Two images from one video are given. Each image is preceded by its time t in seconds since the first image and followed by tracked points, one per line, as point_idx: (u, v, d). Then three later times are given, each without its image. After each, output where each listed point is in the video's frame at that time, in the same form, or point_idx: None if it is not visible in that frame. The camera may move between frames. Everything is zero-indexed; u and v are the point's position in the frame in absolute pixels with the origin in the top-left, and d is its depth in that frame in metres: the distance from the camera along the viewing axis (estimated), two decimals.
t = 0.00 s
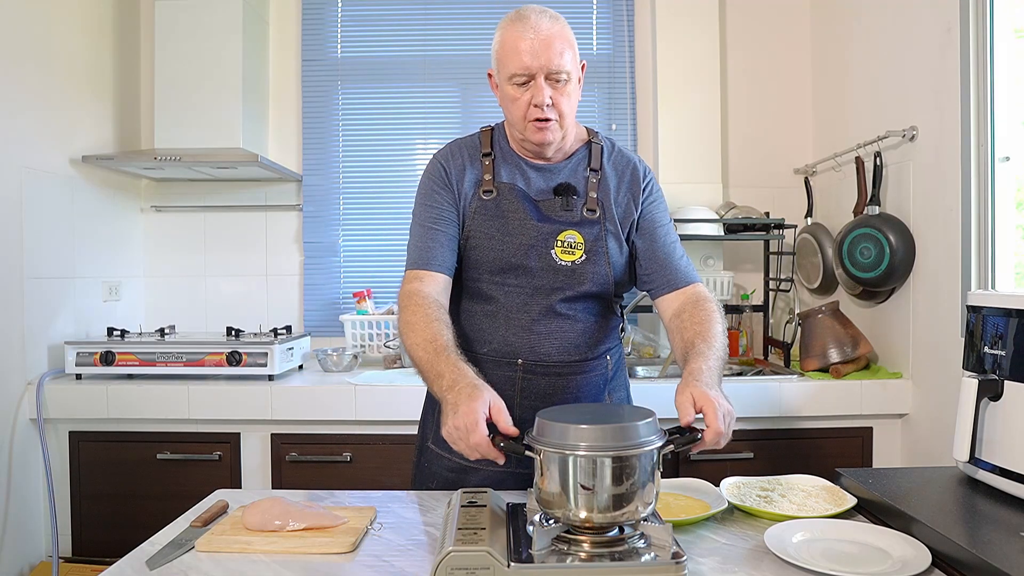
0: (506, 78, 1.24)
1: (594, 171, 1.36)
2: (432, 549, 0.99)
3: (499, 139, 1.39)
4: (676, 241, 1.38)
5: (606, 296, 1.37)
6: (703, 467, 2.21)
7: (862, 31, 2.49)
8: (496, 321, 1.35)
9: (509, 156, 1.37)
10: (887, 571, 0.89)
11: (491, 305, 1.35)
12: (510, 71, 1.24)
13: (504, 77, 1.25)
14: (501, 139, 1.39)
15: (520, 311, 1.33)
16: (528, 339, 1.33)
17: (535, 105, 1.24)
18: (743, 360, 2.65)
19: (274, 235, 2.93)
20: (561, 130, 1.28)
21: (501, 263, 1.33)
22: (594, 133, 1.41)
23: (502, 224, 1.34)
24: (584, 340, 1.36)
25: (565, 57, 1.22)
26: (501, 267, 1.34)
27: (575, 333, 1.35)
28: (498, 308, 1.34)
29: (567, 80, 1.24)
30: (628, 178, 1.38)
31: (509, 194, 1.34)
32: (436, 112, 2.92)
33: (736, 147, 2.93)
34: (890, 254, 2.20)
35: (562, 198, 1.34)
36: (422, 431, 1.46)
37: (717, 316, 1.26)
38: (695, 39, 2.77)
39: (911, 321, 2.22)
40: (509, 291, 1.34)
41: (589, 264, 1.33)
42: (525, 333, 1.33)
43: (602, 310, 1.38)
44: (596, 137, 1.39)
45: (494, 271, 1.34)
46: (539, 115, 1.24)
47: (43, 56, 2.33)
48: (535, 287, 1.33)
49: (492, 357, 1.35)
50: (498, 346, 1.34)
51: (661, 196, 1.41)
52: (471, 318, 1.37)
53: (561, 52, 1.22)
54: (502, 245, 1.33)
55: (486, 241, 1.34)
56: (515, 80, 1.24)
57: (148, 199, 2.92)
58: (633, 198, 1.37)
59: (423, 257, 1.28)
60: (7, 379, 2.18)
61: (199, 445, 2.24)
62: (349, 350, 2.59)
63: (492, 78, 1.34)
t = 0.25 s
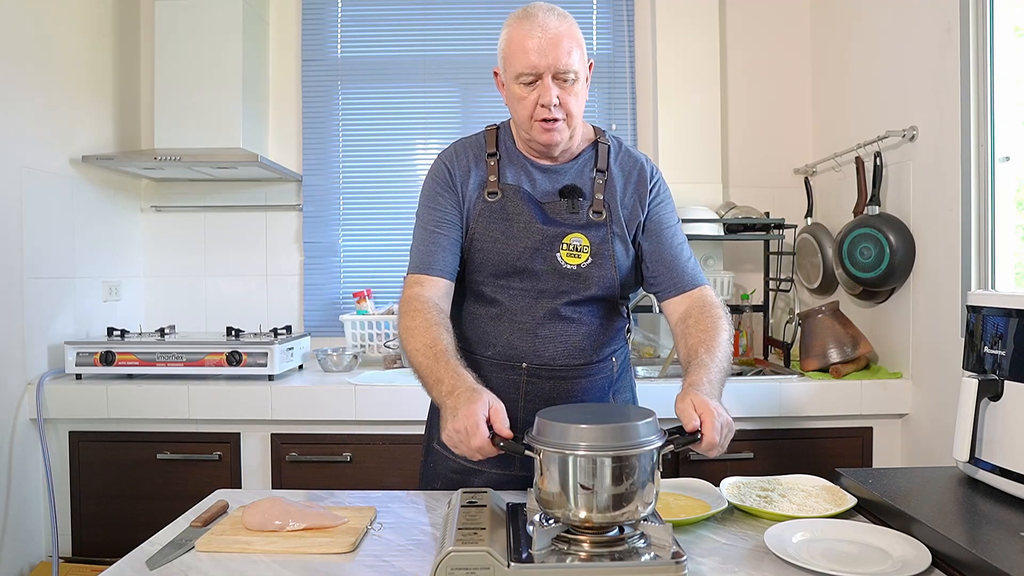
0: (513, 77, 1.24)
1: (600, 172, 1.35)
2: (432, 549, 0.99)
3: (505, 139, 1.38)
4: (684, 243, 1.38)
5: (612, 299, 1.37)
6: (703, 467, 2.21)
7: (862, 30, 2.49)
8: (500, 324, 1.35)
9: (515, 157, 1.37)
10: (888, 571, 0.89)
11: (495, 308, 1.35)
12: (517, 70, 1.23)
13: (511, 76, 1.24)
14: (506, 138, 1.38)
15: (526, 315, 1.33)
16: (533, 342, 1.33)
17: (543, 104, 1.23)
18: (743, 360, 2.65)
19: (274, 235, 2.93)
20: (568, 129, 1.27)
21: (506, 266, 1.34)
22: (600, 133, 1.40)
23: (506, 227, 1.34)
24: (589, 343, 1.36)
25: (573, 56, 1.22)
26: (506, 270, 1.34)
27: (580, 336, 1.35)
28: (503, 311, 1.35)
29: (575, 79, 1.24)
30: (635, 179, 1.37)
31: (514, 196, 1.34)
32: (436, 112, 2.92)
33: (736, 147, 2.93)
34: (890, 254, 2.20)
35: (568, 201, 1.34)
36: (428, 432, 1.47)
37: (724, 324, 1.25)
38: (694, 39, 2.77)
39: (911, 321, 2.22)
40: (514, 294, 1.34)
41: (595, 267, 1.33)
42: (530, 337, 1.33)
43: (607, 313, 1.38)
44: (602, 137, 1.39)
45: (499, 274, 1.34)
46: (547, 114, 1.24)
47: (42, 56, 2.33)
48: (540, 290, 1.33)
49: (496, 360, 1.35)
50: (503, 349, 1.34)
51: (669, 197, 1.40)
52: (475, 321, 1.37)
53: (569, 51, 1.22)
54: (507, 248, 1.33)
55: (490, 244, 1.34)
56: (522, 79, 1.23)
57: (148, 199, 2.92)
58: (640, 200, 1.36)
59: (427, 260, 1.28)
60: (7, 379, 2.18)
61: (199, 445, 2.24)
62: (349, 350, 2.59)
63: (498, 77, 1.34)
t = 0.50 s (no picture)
0: (516, 78, 1.24)
1: (603, 174, 1.35)
2: (433, 549, 0.99)
3: (506, 139, 1.38)
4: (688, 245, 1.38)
5: (614, 302, 1.37)
6: (703, 467, 2.21)
7: (862, 30, 2.49)
8: (502, 326, 1.35)
9: (517, 157, 1.36)
10: (888, 571, 0.89)
11: (497, 310, 1.35)
12: (520, 71, 1.23)
13: (513, 77, 1.25)
14: (508, 138, 1.38)
15: (528, 316, 1.33)
16: (534, 345, 1.33)
17: (545, 105, 1.23)
18: (743, 360, 2.65)
19: (274, 235, 2.93)
20: (570, 131, 1.27)
21: (508, 269, 1.33)
22: (603, 133, 1.40)
23: (508, 229, 1.33)
24: (591, 346, 1.35)
25: (576, 57, 1.22)
26: (508, 272, 1.34)
27: (582, 339, 1.34)
28: (505, 313, 1.34)
29: (578, 81, 1.24)
30: (637, 182, 1.37)
31: (516, 198, 1.34)
32: (437, 112, 2.92)
33: (736, 147, 2.93)
34: (890, 254, 2.20)
35: (570, 202, 1.34)
36: (430, 431, 1.47)
37: (727, 328, 1.25)
38: (694, 39, 2.77)
39: (911, 321, 2.22)
40: (516, 296, 1.34)
41: (597, 270, 1.32)
42: (532, 339, 1.33)
43: (609, 315, 1.38)
44: (605, 138, 1.39)
45: (500, 276, 1.34)
46: (549, 116, 1.24)
47: (42, 56, 2.33)
48: (542, 292, 1.33)
49: (498, 362, 1.35)
50: (505, 351, 1.34)
51: (671, 200, 1.40)
52: (476, 322, 1.37)
53: (572, 52, 1.22)
54: (509, 250, 1.33)
55: (491, 246, 1.34)
56: (525, 80, 1.24)
57: (148, 199, 2.92)
58: (642, 202, 1.36)
59: (428, 262, 1.28)
60: (7, 379, 2.18)
61: (199, 445, 2.24)
62: (349, 350, 2.59)
63: (501, 77, 1.33)
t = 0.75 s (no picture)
0: (515, 76, 1.24)
1: (601, 172, 1.36)
2: (432, 549, 0.99)
3: (505, 139, 1.39)
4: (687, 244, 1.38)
5: (613, 301, 1.37)
6: (703, 467, 2.21)
7: (863, 30, 2.49)
8: (502, 325, 1.35)
9: (515, 157, 1.37)
10: (887, 571, 0.89)
11: (496, 309, 1.35)
12: (519, 68, 1.23)
13: (512, 75, 1.25)
14: (506, 138, 1.39)
15: (527, 315, 1.34)
16: (534, 343, 1.33)
17: (544, 103, 1.23)
18: (743, 360, 2.65)
19: (274, 235, 2.93)
20: (568, 129, 1.27)
21: (507, 267, 1.34)
22: (601, 133, 1.40)
23: (507, 227, 1.34)
24: (591, 344, 1.35)
25: (575, 55, 1.22)
26: (507, 271, 1.34)
27: (582, 337, 1.35)
28: (504, 312, 1.35)
29: (577, 79, 1.24)
30: (636, 180, 1.38)
31: (515, 197, 1.34)
32: (437, 112, 2.92)
33: (736, 147, 2.93)
34: (890, 254, 2.20)
35: (569, 201, 1.34)
36: (428, 432, 1.47)
37: (728, 318, 1.25)
38: (694, 39, 2.77)
39: (911, 321, 2.22)
40: (515, 295, 1.34)
41: (596, 268, 1.33)
42: (532, 337, 1.33)
43: (608, 313, 1.38)
44: (603, 138, 1.39)
45: (500, 275, 1.35)
46: (547, 113, 1.24)
47: (42, 56, 2.33)
48: (541, 290, 1.34)
49: (497, 361, 1.35)
50: (504, 350, 1.34)
51: (670, 198, 1.41)
52: (476, 321, 1.37)
53: (572, 50, 1.22)
54: (508, 249, 1.33)
55: (490, 245, 1.34)
56: (524, 77, 1.24)
57: (148, 199, 2.92)
58: (640, 200, 1.37)
59: (426, 258, 1.28)
60: (7, 379, 2.18)
61: (199, 445, 2.24)
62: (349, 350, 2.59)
63: (500, 76, 1.34)
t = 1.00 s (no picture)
0: (507, 69, 1.25)
1: (593, 169, 1.36)
2: (432, 549, 0.99)
3: (498, 138, 1.39)
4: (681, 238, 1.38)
5: (608, 295, 1.37)
6: (703, 467, 2.21)
7: (863, 30, 2.49)
8: (497, 320, 1.34)
9: (508, 156, 1.37)
10: (887, 572, 0.89)
11: (492, 304, 1.35)
12: (511, 60, 1.25)
13: (504, 68, 1.26)
14: (499, 138, 1.39)
15: (522, 309, 1.33)
16: (529, 338, 1.33)
17: (534, 93, 1.24)
18: (743, 360, 2.65)
19: (274, 235, 2.93)
20: (559, 122, 1.27)
21: (502, 263, 1.34)
22: (593, 133, 1.41)
23: (502, 224, 1.34)
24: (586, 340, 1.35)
25: (566, 48, 1.24)
26: (502, 267, 1.34)
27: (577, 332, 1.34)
28: (500, 307, 1.34)
29: (567, 72, 1.25)
30: (629, 176, 1.38)
31: (509, 194, 1.35)
32: (437, 112, 2.92)
33: (736, 147, 2.93)
34: (890, 254, 2.20)
35: (563, 197, 1.35)
36: (422, 432, 1.46)
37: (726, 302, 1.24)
38: (694, 39, 2.78)
39: (911, 321, 2.22)
40: (510, 290, 1.34)
41: (590, 262, 1.33)
42: (527, 332, 1.33)
43: (604, 308, 1.37)
44: (595, 136, 1.40)
45: (495, 270, 1.35)
46: (538, 103, 1.24)
47: (42, 56, 2.33)
48: (536, 285, 1.33)
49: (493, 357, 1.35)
50: (500, 345, 1.34)
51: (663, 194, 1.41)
52: (472, 318, 1.37)
53: (562, 43, 1.24)
54: (502, 244, 1.34)
55: (485, 241, 1.34)
56: (515, 69, 1.25)
57: (148, 199, 2.92)
58: (633, 195, 1.37)
59: (418, 251, 1.28)
60: (7, 379, 2.18)
61: (199, 446, 2.24)
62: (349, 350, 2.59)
63: (493, 75, 1.36)
